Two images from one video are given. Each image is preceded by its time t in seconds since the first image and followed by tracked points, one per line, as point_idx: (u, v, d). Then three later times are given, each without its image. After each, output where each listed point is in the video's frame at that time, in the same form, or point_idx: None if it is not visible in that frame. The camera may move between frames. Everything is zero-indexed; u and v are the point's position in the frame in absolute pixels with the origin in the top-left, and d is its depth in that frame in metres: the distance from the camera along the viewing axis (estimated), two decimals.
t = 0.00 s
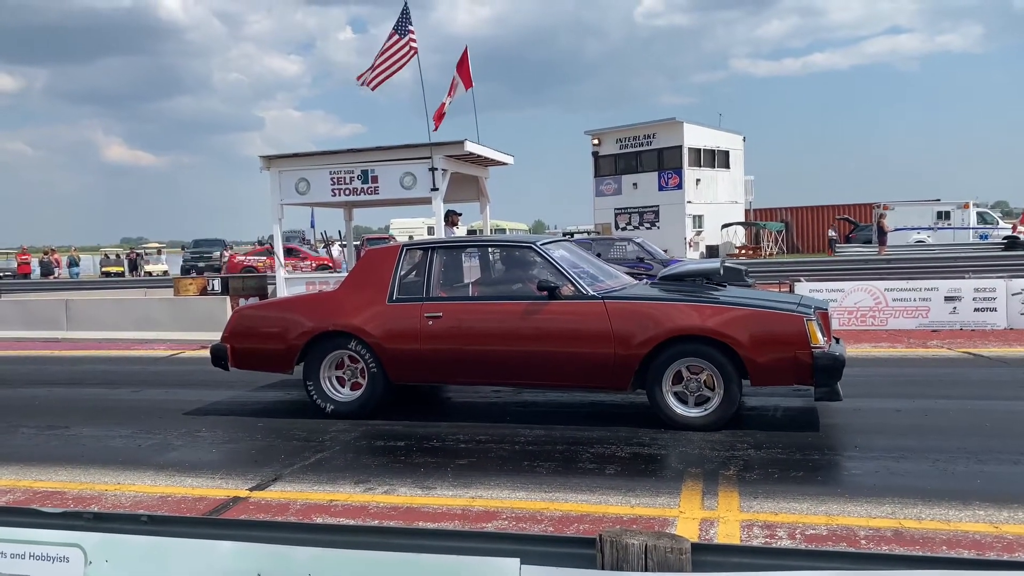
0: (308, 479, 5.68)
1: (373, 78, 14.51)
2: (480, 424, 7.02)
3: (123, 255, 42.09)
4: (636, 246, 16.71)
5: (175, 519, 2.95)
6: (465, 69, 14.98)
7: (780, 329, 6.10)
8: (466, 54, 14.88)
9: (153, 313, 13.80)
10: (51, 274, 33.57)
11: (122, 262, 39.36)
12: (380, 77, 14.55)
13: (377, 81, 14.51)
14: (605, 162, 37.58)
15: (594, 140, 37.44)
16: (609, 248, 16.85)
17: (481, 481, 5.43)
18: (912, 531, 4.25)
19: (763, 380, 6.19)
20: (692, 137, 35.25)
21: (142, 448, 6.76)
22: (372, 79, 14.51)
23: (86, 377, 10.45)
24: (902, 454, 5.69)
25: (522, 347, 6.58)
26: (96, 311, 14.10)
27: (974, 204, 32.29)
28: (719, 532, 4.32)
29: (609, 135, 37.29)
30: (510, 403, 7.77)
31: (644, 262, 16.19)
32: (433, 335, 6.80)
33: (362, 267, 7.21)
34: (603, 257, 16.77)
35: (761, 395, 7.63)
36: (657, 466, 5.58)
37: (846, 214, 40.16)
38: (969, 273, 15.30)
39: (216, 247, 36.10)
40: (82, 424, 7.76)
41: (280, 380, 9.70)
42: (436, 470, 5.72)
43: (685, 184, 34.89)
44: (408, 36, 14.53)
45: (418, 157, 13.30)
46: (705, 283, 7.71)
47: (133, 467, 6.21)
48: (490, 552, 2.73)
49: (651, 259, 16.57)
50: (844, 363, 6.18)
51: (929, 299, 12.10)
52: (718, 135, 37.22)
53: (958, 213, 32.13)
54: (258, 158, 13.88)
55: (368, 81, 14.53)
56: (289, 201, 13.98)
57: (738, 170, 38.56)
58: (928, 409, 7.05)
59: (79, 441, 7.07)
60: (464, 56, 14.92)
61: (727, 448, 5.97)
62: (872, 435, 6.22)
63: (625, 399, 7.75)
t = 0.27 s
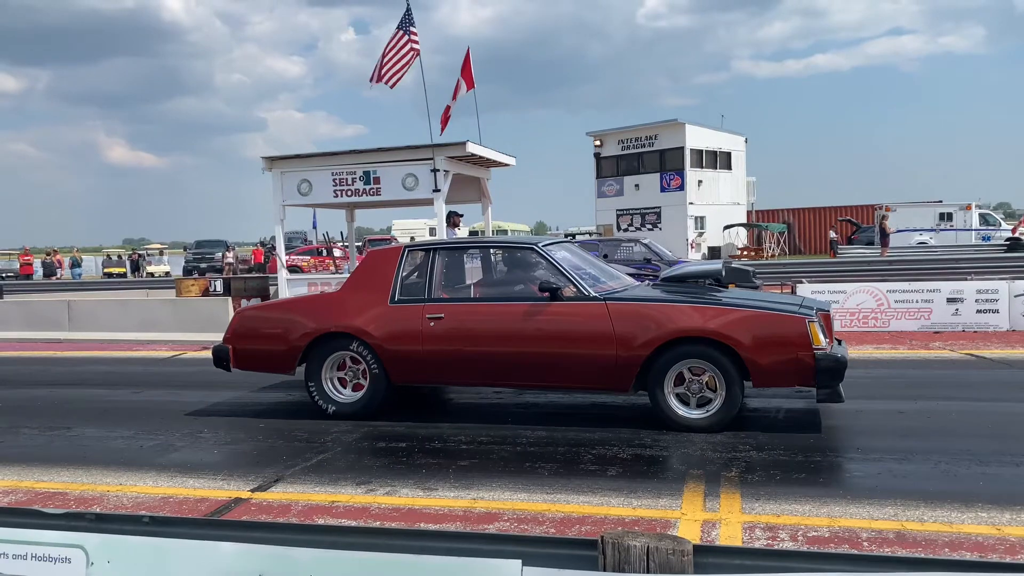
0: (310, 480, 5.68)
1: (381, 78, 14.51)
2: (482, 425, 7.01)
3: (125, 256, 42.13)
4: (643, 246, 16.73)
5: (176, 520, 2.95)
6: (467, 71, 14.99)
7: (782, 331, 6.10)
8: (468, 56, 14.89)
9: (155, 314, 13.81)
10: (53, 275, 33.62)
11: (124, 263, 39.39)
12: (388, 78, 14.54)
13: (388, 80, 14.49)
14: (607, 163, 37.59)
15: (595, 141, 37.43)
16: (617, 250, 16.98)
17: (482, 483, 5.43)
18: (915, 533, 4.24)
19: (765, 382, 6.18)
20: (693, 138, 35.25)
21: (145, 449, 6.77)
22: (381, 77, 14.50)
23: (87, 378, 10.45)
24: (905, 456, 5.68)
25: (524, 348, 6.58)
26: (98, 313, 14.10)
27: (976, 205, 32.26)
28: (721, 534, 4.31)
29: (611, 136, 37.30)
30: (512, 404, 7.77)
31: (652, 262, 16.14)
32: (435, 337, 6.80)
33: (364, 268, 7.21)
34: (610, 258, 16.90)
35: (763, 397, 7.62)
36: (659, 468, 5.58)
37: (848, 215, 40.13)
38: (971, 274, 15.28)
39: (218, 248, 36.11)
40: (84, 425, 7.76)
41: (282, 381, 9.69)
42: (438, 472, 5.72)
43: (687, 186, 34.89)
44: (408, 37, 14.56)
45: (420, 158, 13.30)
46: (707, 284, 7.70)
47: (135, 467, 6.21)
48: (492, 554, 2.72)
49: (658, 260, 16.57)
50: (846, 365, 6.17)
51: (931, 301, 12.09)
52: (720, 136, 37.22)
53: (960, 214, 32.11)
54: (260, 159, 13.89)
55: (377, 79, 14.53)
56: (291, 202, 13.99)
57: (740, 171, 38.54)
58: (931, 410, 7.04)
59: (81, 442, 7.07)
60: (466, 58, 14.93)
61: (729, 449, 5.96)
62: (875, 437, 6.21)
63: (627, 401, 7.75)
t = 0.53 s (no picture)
0: (311, 480, 5.68)
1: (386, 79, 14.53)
2: (483, 426, 7.02)
3: (126, 256, 42.15)
4: (649, 246, 16.75)
5: (177, 520, 2.94)
6: (469, 71, 14.99)
7: (783, 332, 6.09)
8: (470, 57, 14.90)
9: (156, 315, 13.82)
10: (55, 275, 33.66)
11: (125, 263, 39.43)
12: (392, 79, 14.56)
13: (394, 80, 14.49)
14: (608, 164, 37.58)
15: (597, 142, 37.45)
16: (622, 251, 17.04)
17: (483, 483, 5.43)
18: (916, 534, 4.24)
19: (767, 383, 6.18)
20: (695, 139, 35.25)
21: (146, 449, 6.77)
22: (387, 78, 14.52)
23: (89, 379, 10.46)
24: (906, 458, 5.67)
25: (525, 349, 6.58)
26: (99, 313, 14.12)
27: (978, 207, 32.23)
28: (722, 535, 4.31)
29: (612, 137, 37.31)
30: (513, 405, 7.77)
31: (657, 262, 16.13)
32: (436, 337, 6.80)
33: (365, 269, 7.21)
34: (616, 259, 16.98)
35: (765, 398, 7.62)
36: (660, 469, 5.58)
37: (850, 216, 40.12)
38: (973, 275, 15.26)
39: (219, 248, 36.13)
40: (86, 425, 7.77)
41: (283, 381, 9.69)
42: (439, 472, 5.72)
43: (688, 187, 34.89)
44: (409, 37, 14.58)
45: (421, 159, 13.30)
46: (709, 285, 7.69)
47: (136, 468, 6.21)
48: (492, 555, 2.71)
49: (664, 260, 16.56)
50: (847, 366, 6.17)
51: (933, 302, 12.08)
52: (722, 137, 37.23)
53: (962, 216, 32.10)
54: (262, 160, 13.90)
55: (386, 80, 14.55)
56: (292, 202, 14.00)
57: (742, 172, 38.53)
58: (932, 412, 7.03)
59: (82, 442, 7.07)
60: (468, 59, 14.95)
61: (730, 450, 5.96)
62: (876, 438, 6.21)
63: (628, 402, 7.74)
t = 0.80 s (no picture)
0: (311, 481, 5.68)
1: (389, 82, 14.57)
2: (484, 426, 7.02)
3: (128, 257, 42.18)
4: (655, 248, 16.74)
5: (178, 521, 2.93)
6: (470, 72, 15.00)
7: (785, 333, 6.09)
8: (471, 58, 14.91)
9: (158, 315, 13.82)
10: (57, 276, 33.69)
11: (127, 264, 39.47)
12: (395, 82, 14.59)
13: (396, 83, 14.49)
14: (610, 165, 37.59)
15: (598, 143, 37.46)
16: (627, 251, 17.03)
17: (484, 484, 5.43)
18: (917, 536, 4.23)
19: (768, 384, 6.17)
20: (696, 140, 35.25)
21: (147, 450, 6.78)
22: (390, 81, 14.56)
23: (91, 379, 10.47)
24: (908, 459, 5.67)
25: (526, 350, 6.57)
26: (101, 313, 14.13)
27: (979, 208, 32.21)
28: (723, 537, 4.31)
29: (614, 138, 37.31)
30: (515, 406, 7.77)
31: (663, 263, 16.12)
32: (437, 338, 6.80)
33: (366, 269, 7.21)
34: (622, 259, 17.02)
35: (766, 399, 7.62)
36: (661, 470, 5.57)
37: (851, 218, 40.09)
38: (975, 277, 15.24)
39: (221, 249, 36.17)
40: (87, 425, 7.77)
41: (285, 382, 9.70)
42: (440, 473, 5.72)
43: (690, 188, 34.88)
44: (410, 39, 14.59)
45: (422, 160, 13.30)
46: (710, 286, 7.68)
47: (137, 468, 6.21)
48: (492, 556, 2.71)
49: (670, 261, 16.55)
50: (848, 367, 6.16)
51: (934, 303, 12.07)
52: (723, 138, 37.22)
53: (963, 217, 32.07)
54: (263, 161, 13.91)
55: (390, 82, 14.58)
56: (293, 203, 14.01)
57: (743, 174, 38.51)
58: (934, 413, 7.02)
59: (83, 443, 7.08)
60: (469, 60, 14.95)
61: (731, 452, 5.96)
62: (877, 440, 6.20)
63: (629, 403, 7.74)
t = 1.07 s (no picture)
0: (312, 482, 5.68)
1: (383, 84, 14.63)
2: (485, 428, 7.02)
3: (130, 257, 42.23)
4: (660, 249, 16.70)
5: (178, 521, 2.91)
6: (471, 74, 15.00)
7: (786, 334, 6.08)
8: (472, 59, 14.92)
9: (159, 316, 13.83)
10: (58, 276, 33.71)
11: (128, 264, 39.53)
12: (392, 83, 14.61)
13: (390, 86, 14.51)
14: (611, 166, 37.60)
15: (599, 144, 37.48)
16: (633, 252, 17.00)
17: (485, 486, 5.43)
18: (918, 538, 4.23)
19: (769, 386, 6.16)
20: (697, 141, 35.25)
21: (148, 450, 6.78)
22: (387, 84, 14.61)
23: (92, 379, 10.48)
24: (909, 461, 5.66)
25: (528, 351, 6.57)
26: (102, 314, 14.15)
27: (981, 209, 32.19)
28: (724, 538, 4.30)
29: (615, 139, 37.33)
30: (516, 407, 7.77)
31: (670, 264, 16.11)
32: (438, 339, 6.79)
33: (367, 270, 7.22)
34: (627, 260, 17.00)
35: (767, 401, 7.61)
36: (662, 471, 5.57)
37: (853, 219, 40.07)
38: (976, 279, 15.22)
39: (222, 250, 36.20)
40: (88, 426, 7.77)
41: (286, 383, 9.70)
42: (440, 474, 5.72)
43: (691, 189, 34.89)
44: (411, 39, 14.60)
45: (423, 161, 13.30)
46: (711, 287, 7.68)
47: (138, 469, 6.21)
48: (493, 558, 2.69)
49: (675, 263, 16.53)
50: (850, 369, 6.15)
51: (936, 305, 12.06)
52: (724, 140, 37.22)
53: (965, 218, 32.04)
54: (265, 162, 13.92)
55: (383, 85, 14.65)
56: (295, 204, 14.02)
57: (745, 175, 38.50)
58: (935, 415, 7.01)
59: (85, 443, 7.08)
60: (470, 61, 14.96)
61: (732, 453, 5.95)
62: (878, 442, 6.19)
63: (630, 404, 7.73)
